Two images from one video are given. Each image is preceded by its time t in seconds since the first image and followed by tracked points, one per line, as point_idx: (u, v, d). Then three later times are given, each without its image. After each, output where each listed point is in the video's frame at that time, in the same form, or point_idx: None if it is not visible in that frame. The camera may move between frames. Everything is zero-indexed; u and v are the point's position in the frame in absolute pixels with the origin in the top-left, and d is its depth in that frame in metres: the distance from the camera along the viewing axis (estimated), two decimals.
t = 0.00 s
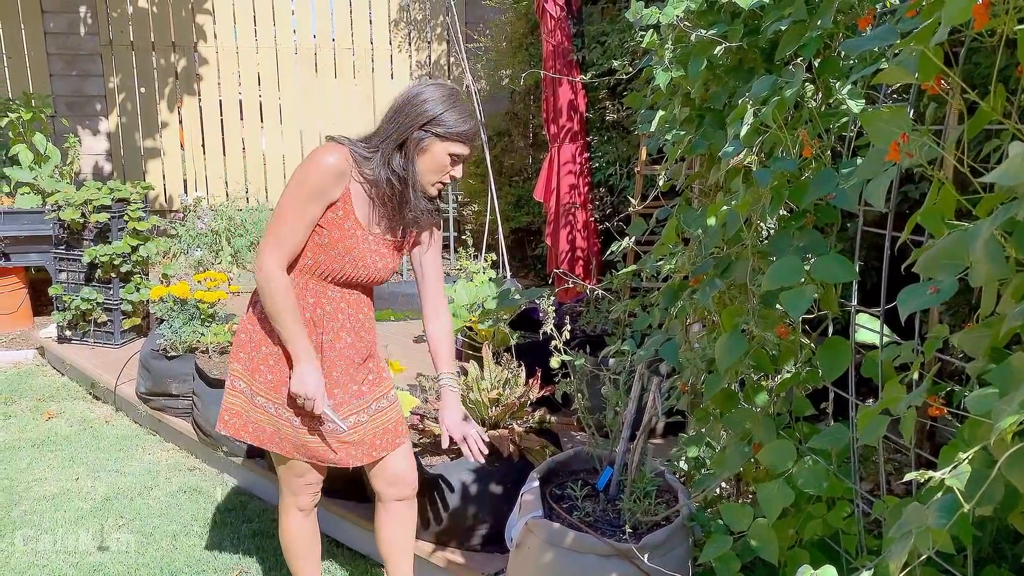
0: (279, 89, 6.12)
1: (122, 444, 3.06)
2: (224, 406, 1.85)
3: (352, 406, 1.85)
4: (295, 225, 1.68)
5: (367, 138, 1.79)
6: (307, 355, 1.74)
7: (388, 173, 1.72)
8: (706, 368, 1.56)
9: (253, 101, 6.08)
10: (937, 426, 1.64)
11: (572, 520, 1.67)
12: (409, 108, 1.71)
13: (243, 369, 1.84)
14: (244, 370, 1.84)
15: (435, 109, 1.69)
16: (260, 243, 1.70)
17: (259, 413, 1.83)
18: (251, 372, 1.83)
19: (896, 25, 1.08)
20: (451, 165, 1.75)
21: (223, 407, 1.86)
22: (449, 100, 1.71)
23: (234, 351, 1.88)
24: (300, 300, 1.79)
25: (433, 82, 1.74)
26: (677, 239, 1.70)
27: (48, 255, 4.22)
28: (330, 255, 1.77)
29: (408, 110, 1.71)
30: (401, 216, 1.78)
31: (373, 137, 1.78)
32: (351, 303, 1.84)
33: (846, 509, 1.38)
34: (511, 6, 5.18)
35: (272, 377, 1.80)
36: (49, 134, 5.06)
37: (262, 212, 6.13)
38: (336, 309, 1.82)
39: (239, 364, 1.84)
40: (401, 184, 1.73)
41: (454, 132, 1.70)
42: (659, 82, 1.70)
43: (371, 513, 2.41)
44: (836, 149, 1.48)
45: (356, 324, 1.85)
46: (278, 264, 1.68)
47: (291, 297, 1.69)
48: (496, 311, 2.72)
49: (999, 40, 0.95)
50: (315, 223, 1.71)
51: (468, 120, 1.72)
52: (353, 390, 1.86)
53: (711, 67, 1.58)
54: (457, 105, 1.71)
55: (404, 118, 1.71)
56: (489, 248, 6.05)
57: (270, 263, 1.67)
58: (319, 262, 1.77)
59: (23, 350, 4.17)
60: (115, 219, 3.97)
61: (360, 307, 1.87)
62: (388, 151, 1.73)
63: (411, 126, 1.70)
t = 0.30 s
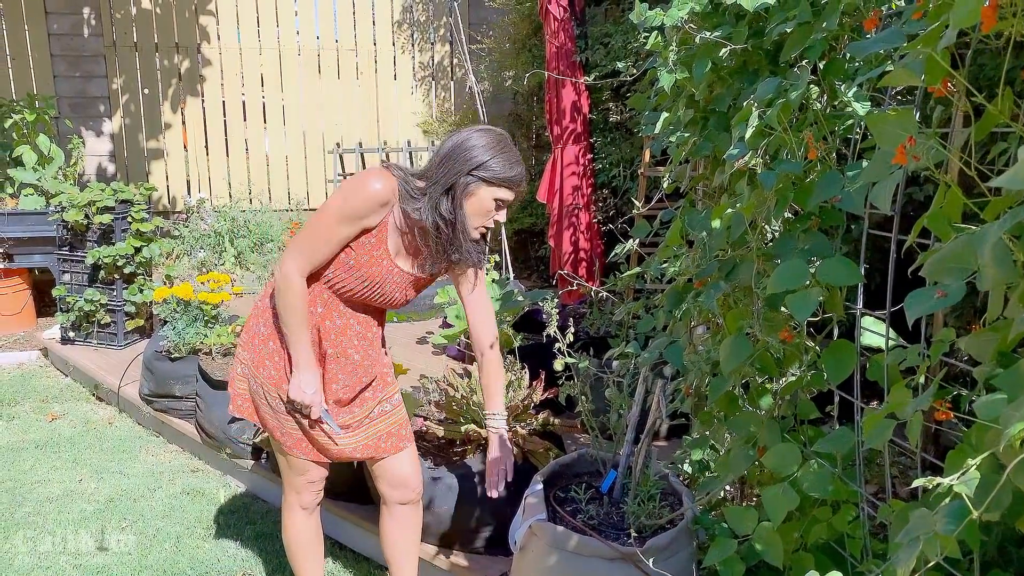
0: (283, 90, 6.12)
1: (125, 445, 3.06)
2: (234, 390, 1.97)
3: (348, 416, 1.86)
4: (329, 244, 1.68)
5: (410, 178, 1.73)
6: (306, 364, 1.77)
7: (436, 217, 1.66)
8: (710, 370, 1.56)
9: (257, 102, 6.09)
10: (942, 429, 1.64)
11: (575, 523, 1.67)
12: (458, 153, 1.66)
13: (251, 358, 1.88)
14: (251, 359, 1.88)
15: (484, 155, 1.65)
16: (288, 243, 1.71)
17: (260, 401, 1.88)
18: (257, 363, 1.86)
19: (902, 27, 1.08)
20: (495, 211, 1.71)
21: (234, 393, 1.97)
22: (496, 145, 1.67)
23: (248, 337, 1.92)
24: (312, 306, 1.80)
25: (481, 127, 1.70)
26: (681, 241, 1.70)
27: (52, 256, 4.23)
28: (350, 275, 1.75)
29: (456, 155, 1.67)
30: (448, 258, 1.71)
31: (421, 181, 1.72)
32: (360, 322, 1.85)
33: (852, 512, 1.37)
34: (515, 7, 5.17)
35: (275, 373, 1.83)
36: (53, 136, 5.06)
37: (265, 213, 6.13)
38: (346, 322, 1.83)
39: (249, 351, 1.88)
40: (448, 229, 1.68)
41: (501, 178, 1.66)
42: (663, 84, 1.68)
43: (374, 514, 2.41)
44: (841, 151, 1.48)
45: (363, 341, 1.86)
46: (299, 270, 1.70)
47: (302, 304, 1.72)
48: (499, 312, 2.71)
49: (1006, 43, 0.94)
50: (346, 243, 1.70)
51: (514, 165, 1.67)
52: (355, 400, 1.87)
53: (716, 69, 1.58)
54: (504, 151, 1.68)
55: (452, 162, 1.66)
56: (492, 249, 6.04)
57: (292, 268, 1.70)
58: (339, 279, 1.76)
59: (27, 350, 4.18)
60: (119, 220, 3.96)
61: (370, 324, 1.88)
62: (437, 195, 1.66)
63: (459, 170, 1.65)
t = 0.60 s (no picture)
0: (286, 90, 6.12)
1: (128, 445, 3.05)
2: (240, 388, 1.96)
3: (352, 422, 1.86)
4: (342, 255, 1.67)
5: (429, 199, 1.69)
6: (311, 370, 1.77)
7: (452, 241, 1.63)
8: (714, 372, 1.55)
9: (260, 103, 6.09)
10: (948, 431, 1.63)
11: (579, 525, 1.66)
12: (479, 178, 1.62)
13: (257, 356, 1.87)
14: (257, 357, 1.88)
15: (504, 183, 1.61)
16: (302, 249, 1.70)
17: (264, 400, 1.88)
18: (262, 362, 1.86)
19: (909, 27, 1.07)
20: (511, 239, 1.66)
21: (240, 390, 1.97)
22: (519, 175, 1.63)
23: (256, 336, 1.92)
24: (320, 311, 1.79)
25: (505, 154, 1.66)
26: (686, 243, 1.69)
27: (56, 256, 4.23)
28: (361, 286, 1.75)
29: (478, 181, 1.62)
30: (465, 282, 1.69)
31: (443, 201, 1.69)
32: (367, 329, 1.85)
33: (857, 515, 1.36)
34: (518, 8, 5.15)
35: (280, 374, 1.83)
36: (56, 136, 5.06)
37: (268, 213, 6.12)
38: (353, 329, 1.83)
39: (255, 349, 1.88)
40: (463, 253, 1.64)
41: (520, 207, 1.61)
42: (667, 85, 1.68)
43: (377, 515, 2.41)
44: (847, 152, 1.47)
45: (367, 348, 1.86)
46: (310, 278, 1.69)
47: (311, 311, 1.72)
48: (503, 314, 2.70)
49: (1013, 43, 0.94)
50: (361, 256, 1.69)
51: (534, 197, 1.63)
52: (359, 406, 1.87)
53: (720, 70, 1.58)
54: (526, 181, 1.63)
55: (472, 188, 1.62)
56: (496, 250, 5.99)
57: (305, 276, 1.69)
58: (349, 288, 1.76)
59: (30, 351, 4.18)
60: (122, 220, 3.95)
61: (376, 332, 1.88)
62: (454, 218, 1.62)
63: (479, 196, 1.61)
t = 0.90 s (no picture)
0: (289, 91, 6.12)
1: (131, 445, 3.05)
2: (242, 389, 1.96)
3: (354, 423, 1.85)
4: (343, 255, 1.66)
5: (429, 199, 1.68)
6: (313, 370, 1.77)
7: (451, 240, 1.62)
8: (718, 373, 1.55)
9: (263, 103, 6.09)
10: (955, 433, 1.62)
11: (583, 526, 1.66)
12: (479, 178, 1.61)
13: (259, 357, 1.87)
14: (259, 358, 1.87)
15: (504, 182, 1.59)
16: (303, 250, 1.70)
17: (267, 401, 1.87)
18: (264, 363, 1.86)
19: (914, 27, 1.07)
20: (511, 239, 1.64)
21: (241, 391, 1.97)
22: (520, 174, 1.61)
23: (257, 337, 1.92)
24: (321, 312, 1.79)
25: (506, 154, 1.64)
26: (690, 243, 1.68)
27: (59, 257, 4.23)
28: (362, 286, 1.74)
29: (477, 181, 1.61)
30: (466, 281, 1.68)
31: (443, 201, 1.68)
32: (368, 329, 1.85)
33: (862, 516, 1.36)
34: (521, 8, 5.15)
35: (281, 375, 1.83)
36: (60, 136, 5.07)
37: (271, 214, 6.12)
38: (354, 329, 1.83)
39: (257, 350, 1.88)
40: (462, 253, 1.63)
41: (520, 208, 1.59)
42: (671, 85, 1.67)
43: (379, 515, 2.40)
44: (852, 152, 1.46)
45: (369, 348, 1.86)
46: (311, 278, 1.69)
47: (312, 311, 1.72)
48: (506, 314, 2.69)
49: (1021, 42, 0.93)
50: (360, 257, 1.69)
51: (535, 197, 1.61)
52: (360, 406, 1.86)
53: (724, 70, 1.57)
54: (527, 181, 1.61)
55: (472, 187, 1.61)
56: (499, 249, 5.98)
57: (306, 276, 1.69)
58: (350, 288, 1.76)
59: (33, 351, 4.18)
60: (125, 221, 3.95)
61: (377, 332, 1.87)
62: (453, 218, 1.61)
63: (478, 195, 1.59)
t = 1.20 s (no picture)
0: (293, 91, 6.11)
1: (134, 445, 3.05)
2: (241, 392, 1.95)
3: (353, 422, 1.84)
4: (337, 253, 1.65)
5: (423, 195, 1.68)
6: (311, 370, 1.75)
7: (446, 236, 1.61)
8: (726, 374, 1.53)
9: (267, 104, 6.09)
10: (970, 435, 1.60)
11: (590, 527, 1.65)
12: (474, 172, 1.60)
13: (257, 359, 1.86)
14: (257, 360, 1.87)
15: (499, 176, 1.58)
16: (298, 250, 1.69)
17: (266, 403, 1.87)
18: (262, 364, 1.85)
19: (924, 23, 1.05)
20: (507, 234, 1.63)
21: (240, 393, 1.96)
22: (515, 168, 1.60)
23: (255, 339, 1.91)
24: (318, 311, 1.78)
25: (501, 148, 1.63)
26: (697, 242, 1.67)
27: (63, 257, 4.23)
28: (357, 284, 1.73)
29: (471, 175, 1.60)
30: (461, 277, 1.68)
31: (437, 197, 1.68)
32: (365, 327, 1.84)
33: (871, 518, 1.34)
34: (525, 8, 5.14)
35: (279, 375, 1.82)
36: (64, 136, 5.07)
37: (274, 214, 6.12)
38: (351, 328, 1.82)
39: (254, 352, 1.87)
40: (456, 248, 1.62)
41: (515, 203, 1.58)
42: (678, 83, 1.66)
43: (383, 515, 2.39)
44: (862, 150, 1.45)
45: (367, 347, 1.85)
46: (306, 277, 1.68)
47: (308, 310, 1.71)
48: (510, 314, 2.68)
49: None
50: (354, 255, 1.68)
51: (530, 190, 1.59)
52: (360, 406, 1.85)
53: (732, 68, 1.56)
54: (522, 175, 1.60)
55: (465, 182, 1.60)
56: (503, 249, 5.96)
57: (301, 276, 1.68)
58: (345, 286, 1.75)
59: (37, 351, 4.18)
60: (129, 220, 3.95)
61: (374, 330, 1.87)
62: (447, 213, 1.61)
63: (472, 190, 1.59)
